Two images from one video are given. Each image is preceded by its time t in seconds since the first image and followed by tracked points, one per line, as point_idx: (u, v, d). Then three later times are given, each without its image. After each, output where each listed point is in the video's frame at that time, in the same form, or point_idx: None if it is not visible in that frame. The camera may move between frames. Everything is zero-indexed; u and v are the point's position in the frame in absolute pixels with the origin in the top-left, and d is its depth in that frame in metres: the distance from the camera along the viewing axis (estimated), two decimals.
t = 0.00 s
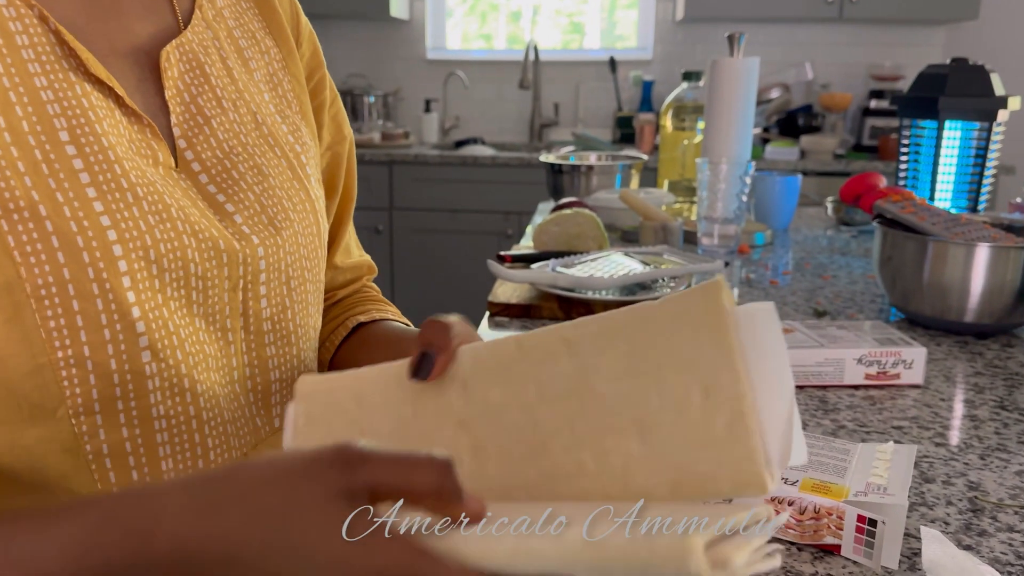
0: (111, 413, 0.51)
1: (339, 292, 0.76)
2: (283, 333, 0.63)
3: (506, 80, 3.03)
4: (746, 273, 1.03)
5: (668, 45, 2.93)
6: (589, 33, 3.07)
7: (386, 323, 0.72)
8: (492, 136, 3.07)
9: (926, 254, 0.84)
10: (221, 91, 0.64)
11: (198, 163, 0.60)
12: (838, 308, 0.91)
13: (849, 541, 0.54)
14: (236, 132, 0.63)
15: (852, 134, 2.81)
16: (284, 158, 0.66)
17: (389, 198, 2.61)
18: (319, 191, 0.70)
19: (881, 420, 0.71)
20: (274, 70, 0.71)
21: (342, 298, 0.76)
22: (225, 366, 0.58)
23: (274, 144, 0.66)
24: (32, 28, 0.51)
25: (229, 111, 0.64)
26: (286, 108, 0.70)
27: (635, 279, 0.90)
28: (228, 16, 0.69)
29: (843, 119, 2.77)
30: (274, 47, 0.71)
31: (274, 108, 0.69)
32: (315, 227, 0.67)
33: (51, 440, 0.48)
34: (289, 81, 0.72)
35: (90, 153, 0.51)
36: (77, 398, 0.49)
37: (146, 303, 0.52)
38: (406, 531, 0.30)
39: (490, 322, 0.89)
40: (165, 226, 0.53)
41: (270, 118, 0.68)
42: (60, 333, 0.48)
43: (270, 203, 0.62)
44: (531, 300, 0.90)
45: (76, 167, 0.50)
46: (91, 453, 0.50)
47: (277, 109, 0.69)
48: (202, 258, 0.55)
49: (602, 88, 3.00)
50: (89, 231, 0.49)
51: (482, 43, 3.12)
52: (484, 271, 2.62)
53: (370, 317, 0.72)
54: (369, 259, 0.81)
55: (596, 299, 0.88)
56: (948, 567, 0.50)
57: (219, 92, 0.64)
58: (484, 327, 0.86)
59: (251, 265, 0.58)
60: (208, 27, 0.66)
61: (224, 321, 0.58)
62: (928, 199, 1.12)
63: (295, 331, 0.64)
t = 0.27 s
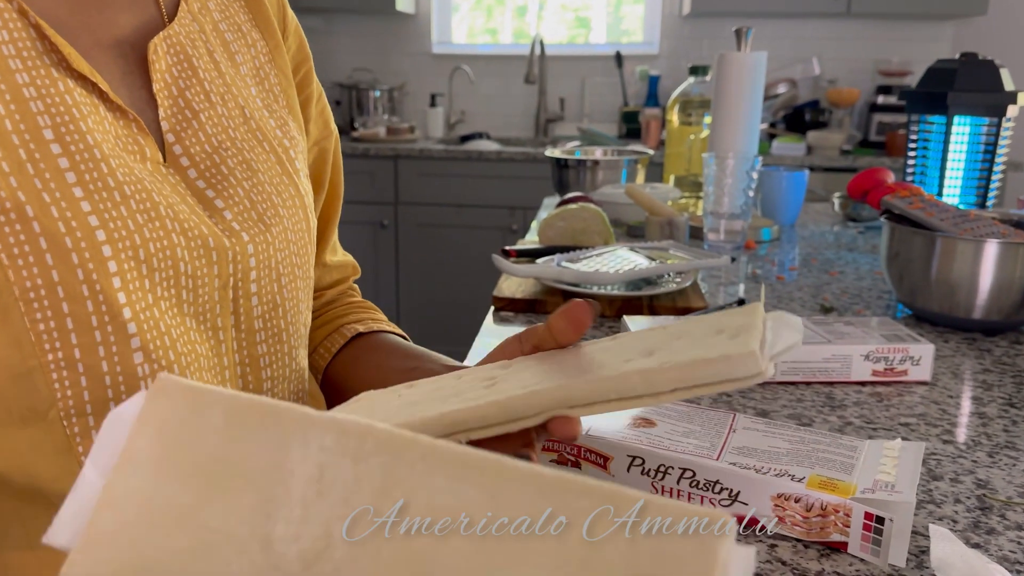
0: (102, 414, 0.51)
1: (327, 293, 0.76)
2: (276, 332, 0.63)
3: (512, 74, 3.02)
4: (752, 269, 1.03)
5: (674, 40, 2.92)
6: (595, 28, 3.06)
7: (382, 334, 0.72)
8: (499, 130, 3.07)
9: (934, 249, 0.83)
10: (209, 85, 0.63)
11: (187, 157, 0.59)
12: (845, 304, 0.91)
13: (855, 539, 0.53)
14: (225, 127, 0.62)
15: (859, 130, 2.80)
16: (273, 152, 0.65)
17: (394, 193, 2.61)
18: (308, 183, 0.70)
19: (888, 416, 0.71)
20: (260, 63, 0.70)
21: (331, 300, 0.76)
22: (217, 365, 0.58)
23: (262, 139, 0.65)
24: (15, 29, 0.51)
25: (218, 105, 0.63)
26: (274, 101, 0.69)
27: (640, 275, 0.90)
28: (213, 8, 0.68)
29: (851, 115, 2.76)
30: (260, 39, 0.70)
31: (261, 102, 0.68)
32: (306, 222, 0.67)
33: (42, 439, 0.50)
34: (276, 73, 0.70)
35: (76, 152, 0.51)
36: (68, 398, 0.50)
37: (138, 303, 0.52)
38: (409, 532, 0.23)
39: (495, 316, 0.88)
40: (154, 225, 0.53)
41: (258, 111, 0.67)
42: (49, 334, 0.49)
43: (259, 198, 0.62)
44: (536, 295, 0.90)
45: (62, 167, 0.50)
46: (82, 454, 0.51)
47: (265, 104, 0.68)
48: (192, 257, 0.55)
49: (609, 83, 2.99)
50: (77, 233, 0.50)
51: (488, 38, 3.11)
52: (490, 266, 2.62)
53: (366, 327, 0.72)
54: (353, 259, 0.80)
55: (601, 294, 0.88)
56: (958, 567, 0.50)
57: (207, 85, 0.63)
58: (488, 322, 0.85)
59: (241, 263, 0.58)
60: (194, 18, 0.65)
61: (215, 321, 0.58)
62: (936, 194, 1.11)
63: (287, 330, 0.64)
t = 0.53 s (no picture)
0: (99, 418, 0.48)
1: (337, 289, 0.75)
2: (273, 331, 0.60)
3: (518, 69, 3.01)
4: (761, 265, 1.02)
5: (681, 35, 2.91)
6: (601, 23, 3.06)
7: (396, 329, 0.70)
8: (505, 126, 3.06)
9: (946, 246, 0.83)
10: (206, 78, 0.60)
11: (184, 154, 0.56)
12: (856, 301, 0.90)
13: (870, 536, 0.53)
14: (223, 122, 0.60)
15: (867, 126, 2.80)
16: (274, 146, 0.63)
17: (400, 188, 2.60)
18: (309, 178, 0.67)
19: (901, 413, 0.70)
20: (261, 54, 0.67)
21: (345, 295, 0.75)
22: (212, 367, 0.55)
23: (262, 133, 0.63)
24: None
25: (215, 99, 0.60)
26: (274, 94, 0.67)
27: (650, 270, 0.90)
28: None
29: (858, 111, 2.76)
30: (261, 30, 0.67)
31: (262, 95, 0.65)
32: (306, 218, 0.64)
33: (38, 449, 0.46)
34: (277, 65, 0.68)
35: (67, 151, 0.47)
36: (63, 403, 0.47)
37: (131, 307, 0.49)
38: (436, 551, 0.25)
39: (504, 312, 0.88)
40: (148, 225, 0.50)
41: (257, 106, 0.64)
42: (44, 343, 0.46)
43: (258, 195, 0.59)
44: (545, 290, 0.90)
45: (52, 166, 0.47)
46: (79, 459, 0.48)
47: (265, 96, 0.66)
48: (188, 257, 0.52)
49: (615, 78, 2.98)
50: (69, 234, 0.46)
51: (493, 33, 3.10)
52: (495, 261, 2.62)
53: (380, 322, 0.70)
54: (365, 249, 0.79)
55: (611, 289, 0.88)
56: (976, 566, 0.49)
57: (205, 79, 0.60)
58: (498, 317, 0.85)
59: (238, 261, 0.55)
60: (191, 11, 0.62)
61: (210, 321, 0.54)
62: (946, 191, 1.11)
63: (285, 328, 0.61)
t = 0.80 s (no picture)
0: (97, 417, 0.48)
1: (331, 288, 0.74)
2: (274, 327, 0.59)
3: (524, 65, 3.01)
4: (767, 262, 1.02)
5: (687, 31, 2.91)
6: (607, 19, 3.05)
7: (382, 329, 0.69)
8: (510, 122, 3.06)
9: (954, 243, 0.83)
10: (208, 72, 0.60)
11: (184, 150, 0.56)
12: (862, 297, 0.90)
13: (878, 533, 0.53)
14: (225, 117, 0.59)
15: (873, 123, 2.79)
16: (275, 142, 0.62)
17: (405, 184, 2.60)
18: (311, 173, 0.67)
19: (908, 410, 0.70)
20: (262, 49, 0.67)
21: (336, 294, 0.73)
22: (212, 364, 0.55)
23: (264, 129, 0.62)
24: None
25: (217, 94, 0.60)
26: (275, 88, 0.66)
27: (655, 267, 0.90)
28: None
29: (865, 108, 2.75)
30: (263, 23, 0.67)
31: (263, 90, 0.65)
32: (308, 214, 0.64)
33: (36, 448, 0.46)
34: (279, 59, 0.67)
35: (65, 147, 0.47)
36: (61, 402, 0.46)
37: (130, 304, 0.48)
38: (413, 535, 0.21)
39: (510, 307, 0.88)
40: (148, 222, 0.49)
41: (259, 100, 0.64)
42: (42, 340, 0.45)
43: (259, 191, 0.59)
44: (551, 286, 0.89)
45: (51, 163, 0.46)
46: (78, 459, 0.47)
47: (267, 91, 0.65)
48: (187, 254, 0.51)
49: (621, 74, 2.98)
50: (67, 232, 0.46)
51: (499, 28, 3.10)
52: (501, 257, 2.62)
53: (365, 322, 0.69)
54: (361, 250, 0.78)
55: (616, 285, 0.88)
56: (985, 564, 0.49)
57: (207, 74, 0.59)
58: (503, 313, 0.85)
59: (239, 258, 0.55)
60: (194, 4, 0.62)
61: (211, 318, 0.54)
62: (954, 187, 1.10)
63: (286, 326, 0.61)
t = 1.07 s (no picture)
0: (106, 408, 0.47)
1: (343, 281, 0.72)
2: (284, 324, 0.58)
3: (530, 59, 3.01)
4: (775, 257, 1.02)
5: (694, 25, 2.90)
6: (612, 13, 3.04)
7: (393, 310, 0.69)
8: (517, 116, 3.05)
9: (963, 238, 0.82)
10: (220, 68, 0.60)
11: (196, 145, 0.56)
12: (871, 293, 0.90)
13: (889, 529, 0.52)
14: (236, 112, 0.59)
15: (881, 118, 2.78)
16: (287, 136, 0.62)
17: (410, 178, 2.59)
18: (322, 170, 0.67)
19: (918, 407, 0.70)
20: (274, 44, 0.66)
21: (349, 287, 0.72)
22: (220, 359, 0.53)
23: (276, 123, 0.62)
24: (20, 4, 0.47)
25: (229, 89, 0.60)
26: (286, 84, 0.66)
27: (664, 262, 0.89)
28: None
29: (873, 102, 2.74)
30: (274, 18, 0.67)
31: (275, 85, 0.65)
32: (320, 210, 0.63)
33: (44, 443, 0.44)
34: (291, 53, 0.67)
35: (81, 137, 0.47)
36: (72, 396, 0.45)
37: (141, 296, 0.47)
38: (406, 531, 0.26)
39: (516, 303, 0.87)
40: (160, 214, 0.49)
41: (271, 95, 0.63)
42: (53, 330, 0.44)
43: (272, 185, 0.58)
44: (558, 281, 0.89)
45: (66, 153, 0.46)
46: (86, 453, 0.46)
47: (278, 86, 0.65)
48: (200, 248, 0.51)
49: (627, 68, 2.97)
50: (80, 222, 0.45)
51: (504, 22, 3.09)
52: (507, 251, 2.62)
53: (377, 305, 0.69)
54: (384, 244, 0.76)
55: (624, 280, 0.87)
56: (997, 561, 0.49)
57: (218, 69, 0.60)
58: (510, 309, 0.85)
59: (251, 253, 0.54)
60: None
61: (220, 312, 0.53)
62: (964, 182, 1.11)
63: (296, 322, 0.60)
